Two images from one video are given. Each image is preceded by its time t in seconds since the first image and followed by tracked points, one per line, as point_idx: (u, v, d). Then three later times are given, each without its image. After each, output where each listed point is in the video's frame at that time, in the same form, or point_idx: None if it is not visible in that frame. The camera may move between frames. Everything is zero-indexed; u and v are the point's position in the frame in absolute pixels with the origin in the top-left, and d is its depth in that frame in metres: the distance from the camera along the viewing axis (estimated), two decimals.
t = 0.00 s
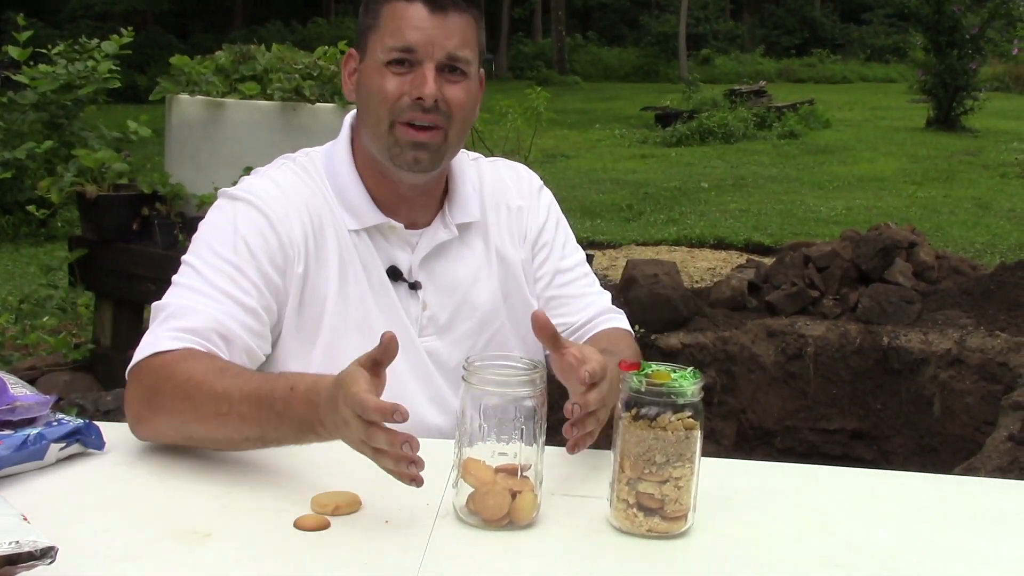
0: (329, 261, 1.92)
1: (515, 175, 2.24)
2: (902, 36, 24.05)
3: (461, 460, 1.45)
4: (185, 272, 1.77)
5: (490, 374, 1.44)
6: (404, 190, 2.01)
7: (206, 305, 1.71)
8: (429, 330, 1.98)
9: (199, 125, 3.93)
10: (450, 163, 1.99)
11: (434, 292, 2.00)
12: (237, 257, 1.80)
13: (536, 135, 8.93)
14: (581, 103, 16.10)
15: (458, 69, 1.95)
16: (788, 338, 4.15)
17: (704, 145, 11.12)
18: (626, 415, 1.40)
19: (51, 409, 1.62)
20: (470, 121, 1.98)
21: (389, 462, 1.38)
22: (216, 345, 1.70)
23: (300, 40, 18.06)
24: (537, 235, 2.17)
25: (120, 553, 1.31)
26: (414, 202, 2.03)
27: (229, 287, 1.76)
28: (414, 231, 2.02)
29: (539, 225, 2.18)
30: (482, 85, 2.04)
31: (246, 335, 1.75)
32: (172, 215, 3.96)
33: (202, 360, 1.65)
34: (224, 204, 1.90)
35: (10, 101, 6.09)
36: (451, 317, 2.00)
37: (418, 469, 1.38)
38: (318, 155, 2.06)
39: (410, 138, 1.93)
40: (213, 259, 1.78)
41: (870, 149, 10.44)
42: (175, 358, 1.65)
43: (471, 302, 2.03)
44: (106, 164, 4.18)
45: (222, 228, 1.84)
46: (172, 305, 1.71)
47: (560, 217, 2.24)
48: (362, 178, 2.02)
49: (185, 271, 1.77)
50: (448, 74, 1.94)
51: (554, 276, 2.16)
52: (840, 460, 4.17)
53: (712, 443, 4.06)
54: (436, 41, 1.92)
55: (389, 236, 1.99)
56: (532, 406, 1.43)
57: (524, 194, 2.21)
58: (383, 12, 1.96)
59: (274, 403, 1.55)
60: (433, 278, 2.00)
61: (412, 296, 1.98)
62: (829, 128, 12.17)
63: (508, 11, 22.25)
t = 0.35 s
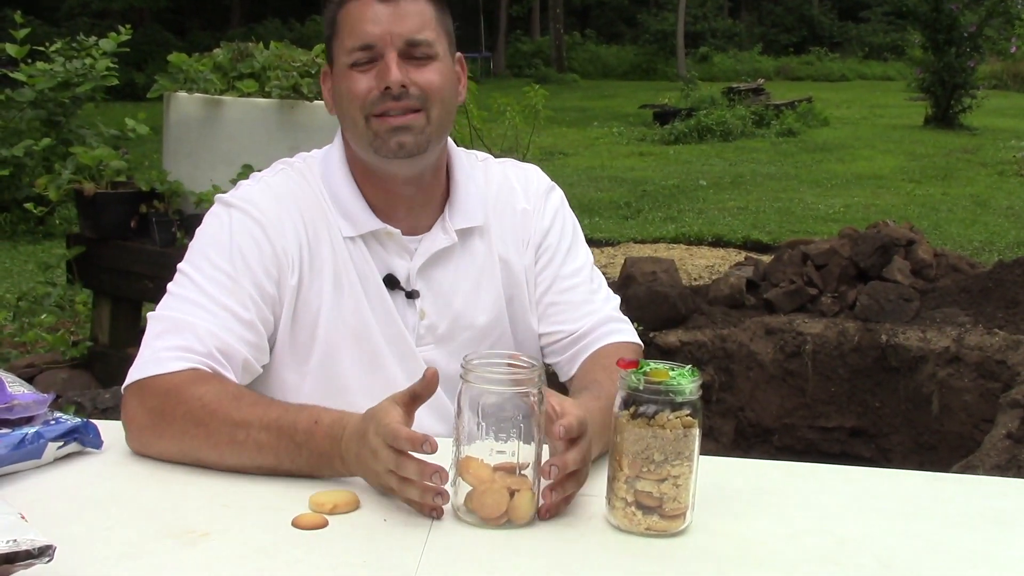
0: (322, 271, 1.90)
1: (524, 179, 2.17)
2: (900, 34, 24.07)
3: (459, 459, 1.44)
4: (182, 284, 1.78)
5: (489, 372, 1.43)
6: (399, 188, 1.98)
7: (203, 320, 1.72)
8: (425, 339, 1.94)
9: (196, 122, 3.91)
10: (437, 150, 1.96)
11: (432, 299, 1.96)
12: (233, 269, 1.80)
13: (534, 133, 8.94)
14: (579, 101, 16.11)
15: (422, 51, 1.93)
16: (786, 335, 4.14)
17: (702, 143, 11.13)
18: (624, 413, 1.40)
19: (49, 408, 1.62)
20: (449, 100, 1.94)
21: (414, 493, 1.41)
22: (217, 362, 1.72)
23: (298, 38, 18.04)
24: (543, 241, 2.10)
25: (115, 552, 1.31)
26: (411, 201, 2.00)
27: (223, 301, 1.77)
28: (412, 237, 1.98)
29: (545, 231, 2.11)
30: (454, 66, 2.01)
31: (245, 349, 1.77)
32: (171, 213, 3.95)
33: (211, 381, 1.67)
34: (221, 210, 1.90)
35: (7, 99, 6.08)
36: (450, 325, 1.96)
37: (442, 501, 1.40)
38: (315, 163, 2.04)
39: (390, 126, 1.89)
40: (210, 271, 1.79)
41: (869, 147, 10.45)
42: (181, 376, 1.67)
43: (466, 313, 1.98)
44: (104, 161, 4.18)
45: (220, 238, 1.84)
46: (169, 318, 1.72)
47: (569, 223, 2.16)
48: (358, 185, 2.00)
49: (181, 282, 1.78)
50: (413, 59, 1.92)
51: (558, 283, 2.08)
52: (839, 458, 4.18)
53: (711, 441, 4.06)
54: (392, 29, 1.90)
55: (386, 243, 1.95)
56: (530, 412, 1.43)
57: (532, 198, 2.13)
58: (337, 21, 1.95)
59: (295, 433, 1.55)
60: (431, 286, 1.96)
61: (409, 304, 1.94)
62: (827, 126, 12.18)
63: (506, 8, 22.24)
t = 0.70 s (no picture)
0: (323, 273, 1.86)
1: (551, 209, 2.01)
2: (907, 31, 24.00)
3: (466, 456, 1.44)
4: (187, 281, 1.78)
5: (497, 371, 1.43)
6: (399, 219, 1.86)
7: (204, 320, 1.73)
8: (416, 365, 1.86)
9: (202, 119, 3.91)
10: (442, 188, 1.82)
11: (430, 330, 1.86)
12: (237, 267, 1.80)
13: (539, 130, 8.93)
14: (584, 98, 16.10)
15: (427, 88, 1.77)
16: (792, 333, 4.13)
17: (708, 140, 11.10)
18: (632, 412, 1.39)
19: (56, 406, 1.62)
20: (454, 138, 1.80)
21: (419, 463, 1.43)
22: (219, 363, 1.72)
23: (303, 35, 18.04)
24: (567, 280, 1.96)
25: (122, 549, 1.31)
26: (415, 229, 1.87)
27: (224, 299, 1.76)
28: (413, 262, 1.88)
29: (571, 269, 1.96)
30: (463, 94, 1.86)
31: (246, 349, 1.77)
32: (177, 210, 3.92)
33: (215, 384, 1.67)
34: (227, 206, 1.90)
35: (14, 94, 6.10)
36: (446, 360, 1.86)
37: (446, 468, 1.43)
38: (325, 171, 1.99)
39: (391, 174, 1.75)
40: (213, 268, 1.79)
41: (874, 145, 10.42)
42: (184, 377, 1.67)
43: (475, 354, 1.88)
44: (111, 157, 4.19)
45: (224, 233, 1.84)
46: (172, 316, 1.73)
47: (597, 258, 2.01)
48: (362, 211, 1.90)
49: (185, 280, 1.78)
50: (417, 98, 1.76)
51: (581, 325, 1.95)
52: (844, 456, 4.18)
53: (716, 439, 4.06)
54: (393, 66, 1.74)
55: (383, 265, 1.86)
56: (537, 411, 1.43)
57: (557, 231, 1.97)
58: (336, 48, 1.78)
59: (302, 431, 1.56)
60: (430, 316, 1.86)
61: (400, 330, 1.87)
62: (833, 124, 12.14)
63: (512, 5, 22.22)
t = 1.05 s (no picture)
0: (316, 275, 1.83)
1: (549, 211, 1.98)
2: (906, 30, 24.02)
3: (465, 457, 1.44)
4: (184, 280, 1.80)
5: (496, 371, 1.42)
6: (387, 243, 1.80)
7: (201, 320, 1.74)
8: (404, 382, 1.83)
9: (201, 117, 3.90)
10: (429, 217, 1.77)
11: (417, 346, 1.83)
12: (233, 266, 1.80)
13: (539, 129, 8.94)
14: (583, 97, 16.10)
15: (409, 116, 1.71)
16: (791, 332, 4.13)
17: (707, 139, 11.11)
18: (630, 411, 1.39)
19: (55, 406, 1.62)
20: (440, 167, 1.75)
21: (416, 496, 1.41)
22: (216, 364, 1.73)
23: (302, 33, 18.04)
24: (567, 285, 1.94)
25: (120, 547, 1.31)
26: (403, 254, 1.81)
27: (219, 299, 1.77)
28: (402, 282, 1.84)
29: (570, 274, 1.94)
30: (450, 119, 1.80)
31: (241, 349, 1.77)
32: (176, 208, 3.93)
33: (214, 386, 1.67)
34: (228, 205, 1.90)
35: (13, 93, 6.11)
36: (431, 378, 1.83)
37: (444, 504, 1.39)
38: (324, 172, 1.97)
39: (374, 207, 1.70)
40: (210, 268, 1.80)
41: (873, 143, 10.42)
42: (182, 378, 1.68)
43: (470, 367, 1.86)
44: (110, 155, 4.18)
45: (222, 233, 1.84)
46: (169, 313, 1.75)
47: (598, 258, 1.98)
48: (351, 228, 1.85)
49: (183, 279, 1.80)
50: (400, 126, 1.70)
51: (584, 328, 1.94)
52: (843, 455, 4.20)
53: (715, 438, 4.06)
54: (375, 95, 1.69)
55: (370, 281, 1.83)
56: (537, 413, 1.43)
57: (555, 236, 1.95)
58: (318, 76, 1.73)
59: (300, 440, 1.55)
60: (418, 333, 1.82)
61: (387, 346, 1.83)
62: (832, 123, 12.14)
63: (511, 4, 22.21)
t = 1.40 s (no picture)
0: (313, 268, 1.84)
1: (544, 199, 1.99)
2: (907, 29, 24.01)
3: (466, 455, 1.44)
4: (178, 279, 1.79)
5: (495, 367, 1.43)
6: (389, 215, 1.84)
7: (199, 318, 1.73)
8: (406, 365, 1.83)
9: (202, 115, 3.90)
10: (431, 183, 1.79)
11: (420, 324, 1.84)
12: (227, 264, 1.79)
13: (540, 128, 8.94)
14: (584, 95, 16.09)
15: (421, 82, 1.75)
16: (792, 330, 4.13)
17: (708, 137, 11.10)
18: (631, 410, 1.39)
19: (56, 404, 1.62)
20: (444, 134, 1.78)
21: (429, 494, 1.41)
22: (217, 361, 1.73)
23: (303, 32, 18.02)
24: (561, 272, 1.94)
25: (122, 546, 1.31)
26: (405, 227, 1.85)
27: (215, 297, 1.76)
28: (404, 260, 1.85)
29: (565, 260, 1.95)
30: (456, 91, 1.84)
31: (242, 345, 1.77)
32: (177, 207, 3.94)
33: (215, 383, 1.67)
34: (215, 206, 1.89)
35: (13, 92, 6.12)
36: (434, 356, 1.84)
37: (452, 503, 1.40)
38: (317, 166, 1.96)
39: (379, 166, 1.73)
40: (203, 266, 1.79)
41: (874, 142, 10.41)
42: (182, 376, 1.67)
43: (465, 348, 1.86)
44: (110, 154, 4.18)
45: (212, 232, 1.83)
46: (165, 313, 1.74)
47: (592, 246, 1.99)
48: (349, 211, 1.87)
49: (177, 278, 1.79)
50: (411, 90, 1.75)
51: (577, 315, 1.95)
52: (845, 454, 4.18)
53: (716, 437, 4.06)
54: (391, 57, 1.74)
55: (373, 262, 1.84)
56: (540, 413, 1.43)
57: (550, 222, 1.96)
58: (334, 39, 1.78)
59: (301, 438, 1.55)
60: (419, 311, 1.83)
61: (392, 327, 1.83)
62: (833, 122, 12.13)
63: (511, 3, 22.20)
